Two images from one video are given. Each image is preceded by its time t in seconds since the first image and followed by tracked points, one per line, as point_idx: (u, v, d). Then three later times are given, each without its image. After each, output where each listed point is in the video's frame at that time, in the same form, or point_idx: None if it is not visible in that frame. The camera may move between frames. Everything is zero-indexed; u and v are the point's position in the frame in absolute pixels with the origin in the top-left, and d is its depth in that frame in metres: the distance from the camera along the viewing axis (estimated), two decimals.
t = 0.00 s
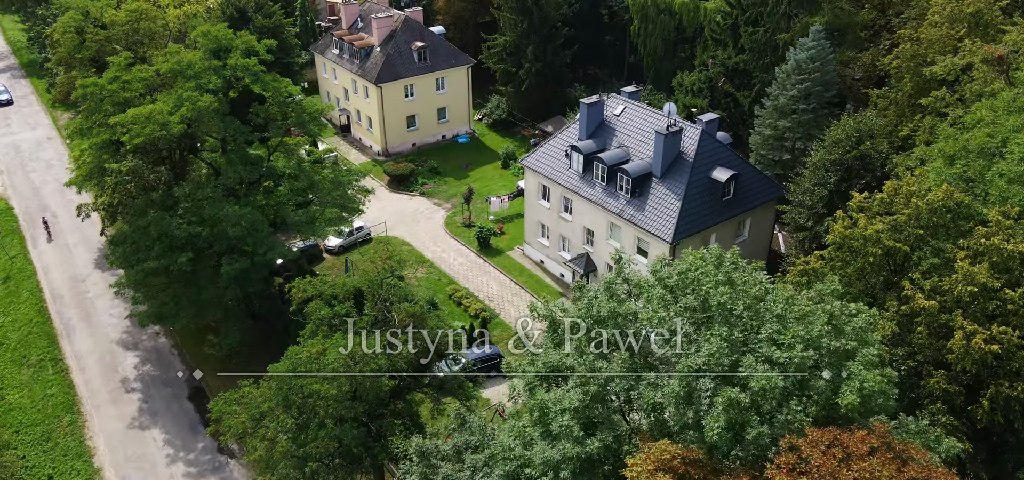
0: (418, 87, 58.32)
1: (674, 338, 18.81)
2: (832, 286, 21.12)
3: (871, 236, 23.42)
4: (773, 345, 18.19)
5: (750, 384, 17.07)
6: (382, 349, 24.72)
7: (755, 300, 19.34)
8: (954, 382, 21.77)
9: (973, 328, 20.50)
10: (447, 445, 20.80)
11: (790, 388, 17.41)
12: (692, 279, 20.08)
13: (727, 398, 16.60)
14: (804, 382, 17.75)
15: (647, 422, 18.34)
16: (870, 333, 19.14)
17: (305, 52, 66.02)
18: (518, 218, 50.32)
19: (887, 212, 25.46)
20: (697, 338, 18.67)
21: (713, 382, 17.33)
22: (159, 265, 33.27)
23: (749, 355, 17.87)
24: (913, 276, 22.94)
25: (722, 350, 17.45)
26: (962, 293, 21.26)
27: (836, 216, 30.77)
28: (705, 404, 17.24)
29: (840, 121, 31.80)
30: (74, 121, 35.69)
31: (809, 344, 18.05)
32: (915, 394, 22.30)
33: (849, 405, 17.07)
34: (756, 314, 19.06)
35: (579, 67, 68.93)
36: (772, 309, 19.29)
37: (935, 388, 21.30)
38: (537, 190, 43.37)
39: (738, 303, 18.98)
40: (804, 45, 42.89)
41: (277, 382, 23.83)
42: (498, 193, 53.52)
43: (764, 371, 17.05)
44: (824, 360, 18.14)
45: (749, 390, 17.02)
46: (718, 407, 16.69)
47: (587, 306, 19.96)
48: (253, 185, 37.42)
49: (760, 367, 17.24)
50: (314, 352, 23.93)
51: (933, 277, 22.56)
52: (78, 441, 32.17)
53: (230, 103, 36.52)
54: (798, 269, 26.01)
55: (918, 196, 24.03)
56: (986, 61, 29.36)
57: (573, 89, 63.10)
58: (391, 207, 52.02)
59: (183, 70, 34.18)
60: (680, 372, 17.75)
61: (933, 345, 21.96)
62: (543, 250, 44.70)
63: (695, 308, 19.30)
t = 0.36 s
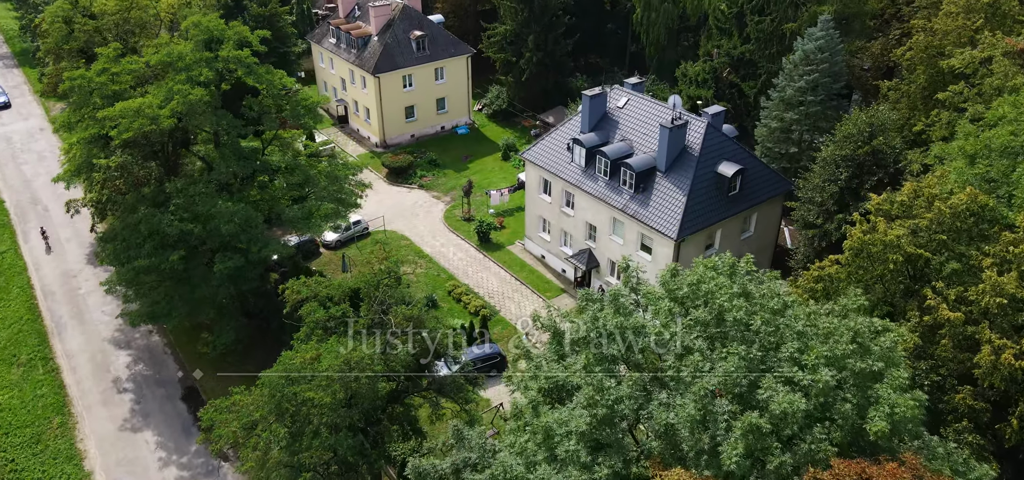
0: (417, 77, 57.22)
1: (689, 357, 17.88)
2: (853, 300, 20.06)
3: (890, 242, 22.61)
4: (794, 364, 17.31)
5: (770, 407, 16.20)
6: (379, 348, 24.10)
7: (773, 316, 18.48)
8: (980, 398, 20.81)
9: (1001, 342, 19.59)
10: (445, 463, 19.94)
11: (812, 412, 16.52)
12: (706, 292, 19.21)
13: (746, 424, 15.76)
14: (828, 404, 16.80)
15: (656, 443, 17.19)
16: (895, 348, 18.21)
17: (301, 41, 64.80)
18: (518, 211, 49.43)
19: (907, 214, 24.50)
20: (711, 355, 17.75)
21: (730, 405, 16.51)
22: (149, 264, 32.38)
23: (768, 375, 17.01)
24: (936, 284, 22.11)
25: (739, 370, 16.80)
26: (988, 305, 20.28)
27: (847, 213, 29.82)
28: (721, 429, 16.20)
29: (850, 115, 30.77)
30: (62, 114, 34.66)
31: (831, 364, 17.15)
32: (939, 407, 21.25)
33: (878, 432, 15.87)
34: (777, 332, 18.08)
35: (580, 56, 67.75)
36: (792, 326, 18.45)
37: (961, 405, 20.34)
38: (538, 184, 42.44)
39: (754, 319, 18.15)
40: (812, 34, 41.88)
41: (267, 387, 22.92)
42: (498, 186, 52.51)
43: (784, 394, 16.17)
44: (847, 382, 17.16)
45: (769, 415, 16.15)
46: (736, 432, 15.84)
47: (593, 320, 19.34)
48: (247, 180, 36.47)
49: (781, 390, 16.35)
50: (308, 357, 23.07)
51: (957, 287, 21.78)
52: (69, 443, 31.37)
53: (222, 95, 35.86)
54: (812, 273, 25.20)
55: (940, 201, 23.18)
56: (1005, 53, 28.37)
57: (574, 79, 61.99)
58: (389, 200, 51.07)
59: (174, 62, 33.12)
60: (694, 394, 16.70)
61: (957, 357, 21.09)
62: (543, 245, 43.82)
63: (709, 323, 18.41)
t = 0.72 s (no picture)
0: (416, 68, 56.11)
1: (704, 380, 17.00)
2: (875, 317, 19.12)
3: (910, 249, 21.67)
4: (817, 389, 16.46)
5: (793, 437, 15.33)
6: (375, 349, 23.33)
7: (795, 335, 17.59)
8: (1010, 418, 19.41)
9: None
10: None
11: (838, 440, 15.63)
12: (722, 308, 18.29)
13: (769, 454, 14.85)
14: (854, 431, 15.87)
15: (669, 469, 16.28)
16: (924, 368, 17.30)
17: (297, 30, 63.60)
18: (519, 205, 48.53)
19: (928, 218, 23.60)
20: (728, 376, 16.85)
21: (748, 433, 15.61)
22: (140, 262, 31.52)
23: (789, 401, 16.11)
24: (963, 295, 21.26)
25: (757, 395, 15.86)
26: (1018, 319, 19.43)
27: (859, 211, 28.92)
28: (740, 459, 15.27)
29: (861, 110, 29.73)
30: (49, 108, 33.65)
31: (859, 390, 16.26)
32: (963, 423, 20.42)
33: (909, 463, 15.07)
34: (799, 355, 17.20)
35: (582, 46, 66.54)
36: (815, 347, 17.64)
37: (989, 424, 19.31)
38: (539, 179, 41.52)
39: (773, 339, 17.25)
40: (821, 24, 40.93)
41: (258, 395, 22.06)
42: (499, 179, 51.54)
43: (809, 423, 15.30)
44: (875, 406, 16.27)
45: (793, 446, 15.25)
46: (757, 463, 14.93)
47: (599, 334, 18.49)
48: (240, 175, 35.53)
49: (806, 419, 15.48)
50: (301, 364, 22.22)
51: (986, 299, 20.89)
52: (59, 447, 30.61)
53: (214, 89, 34.89)
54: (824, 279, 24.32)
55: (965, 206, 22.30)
56: None
57: (576, 69, 60.86)
58: (388, 194, 50.14)
59: (163, 54, 32.05)
60: (711, 421, 15.71)
61: (984, 374, 20.14)
62: (545, 240, 42.94)
63: (725, 341, 17.51)
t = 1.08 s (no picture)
0: (414, 58, 55.02)
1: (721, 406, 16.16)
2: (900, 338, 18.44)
3: (934, 256, 20.93)
4: (844, 418, 15.62)
5: (818, 471, 14.49)
6: (371, 355, 22.48)
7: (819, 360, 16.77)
8: None
9: None
10: None
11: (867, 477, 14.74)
12: (739, 329, 17.59)
13: None
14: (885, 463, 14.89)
15: None
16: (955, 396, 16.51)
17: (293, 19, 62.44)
18: (519, 199, 47.72)
19: (953, 224, 23.13)
20: (746, 403, 16.05)
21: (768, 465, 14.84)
22: (130, 261, 30.70)
23: (811, 432, 15.35)
24: (990, 307, 20.34)
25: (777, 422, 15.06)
26: None
27: (871, 209, 28.04)
28: None
29: (874, 104, 28.65)
30: (36, 101, 32.70)
31: (890, 421, 15.36)
32: (988, 440, 19.59)
33: None
34: (824, 383, 16.45)
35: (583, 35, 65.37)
36: (841, 373, 16.79)
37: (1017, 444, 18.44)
38: (540, 173, 40.61)
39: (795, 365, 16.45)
40: (829, 14, 39.86)
41: (249, 402, 21.25)
42: (499, 172, 50.59)
43: (836, 457, 14.47)
44: (908, 438, 15.33)
45: None
46: None
47: (608, 351, 17.75)
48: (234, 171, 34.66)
49: (832, 453, 14.66)
50: (295, 370, 21.54)
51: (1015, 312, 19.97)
52: (48, 450, 29.84)
53: (205, 81, 33.51)
54: (838, 285, 23.91)
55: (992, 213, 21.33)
56: None
57: (577, 58, 59.79)
58: (386, 187, 49.26)
59: (153, 46, 31.05)
60: (727, 451, 14.83)
61: (1013, 390, 19.20)
62: (546, 235, 42.09)
63: (742, 364, 16.73)
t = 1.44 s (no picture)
0: (413, 47, 53.95)
1: (739, 437, 15.71)
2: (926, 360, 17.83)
3: (959, 267, 19.98)
4: (874, 456, 14.90)
5: None
6: (367, 364, 21.58)
7: (844, 389, 16.04)
8: None
9: None
10: None
11: None
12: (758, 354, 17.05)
13: None
14: None
15: None
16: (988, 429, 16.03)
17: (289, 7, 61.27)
18: (520, 193, 46.84)
19: (980, 230, 22.12)
20: (767, 435, 15.38)
21: None
22: (120, 260, 29.91)
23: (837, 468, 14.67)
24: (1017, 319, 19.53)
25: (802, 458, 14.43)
26: None
27: (884, 208, 27.13)
28: None
29: (888, 99, 27.72)
30: (22, 96, 31.76)
31: (925, 460, 14.84)
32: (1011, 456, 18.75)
33: None
34: (850, 413, 15.80)
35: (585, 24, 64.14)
36: (869, 404, 16.15)
37: None
38: (542, 167, 39.69)
39: (821, 395, 15.63)
40: (839, 4, 38.79)
41: (239, 412, 20.45)
42: (499, 165, 49.66)
43: None
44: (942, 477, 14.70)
45: None
46: None
47: (618, 373, 17.54)
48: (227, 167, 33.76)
49: None
50: (287, 379, 20.83)
51: None
52: (38, 454, 29.10)
53: (198, 74, 32.65)
54: (854, 296, 22.82)
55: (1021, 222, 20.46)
56: None
57: (578, 48, 58.65)
58: (384, 181, 48.34)
59: (142, 39, 30.09)
60: None
61: None
62: (547, 231, 41.23)
63: (760, 390, 16.29)
